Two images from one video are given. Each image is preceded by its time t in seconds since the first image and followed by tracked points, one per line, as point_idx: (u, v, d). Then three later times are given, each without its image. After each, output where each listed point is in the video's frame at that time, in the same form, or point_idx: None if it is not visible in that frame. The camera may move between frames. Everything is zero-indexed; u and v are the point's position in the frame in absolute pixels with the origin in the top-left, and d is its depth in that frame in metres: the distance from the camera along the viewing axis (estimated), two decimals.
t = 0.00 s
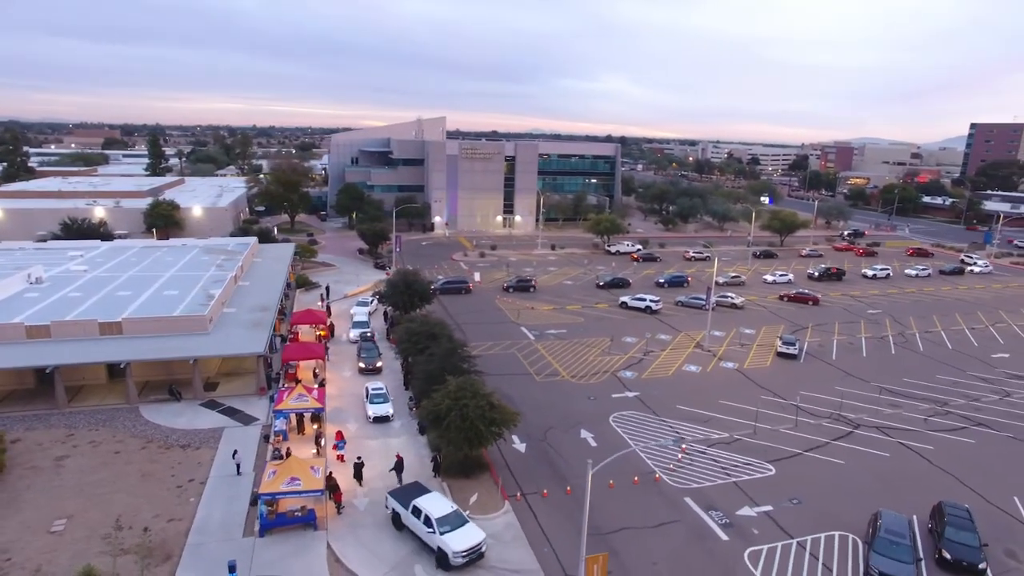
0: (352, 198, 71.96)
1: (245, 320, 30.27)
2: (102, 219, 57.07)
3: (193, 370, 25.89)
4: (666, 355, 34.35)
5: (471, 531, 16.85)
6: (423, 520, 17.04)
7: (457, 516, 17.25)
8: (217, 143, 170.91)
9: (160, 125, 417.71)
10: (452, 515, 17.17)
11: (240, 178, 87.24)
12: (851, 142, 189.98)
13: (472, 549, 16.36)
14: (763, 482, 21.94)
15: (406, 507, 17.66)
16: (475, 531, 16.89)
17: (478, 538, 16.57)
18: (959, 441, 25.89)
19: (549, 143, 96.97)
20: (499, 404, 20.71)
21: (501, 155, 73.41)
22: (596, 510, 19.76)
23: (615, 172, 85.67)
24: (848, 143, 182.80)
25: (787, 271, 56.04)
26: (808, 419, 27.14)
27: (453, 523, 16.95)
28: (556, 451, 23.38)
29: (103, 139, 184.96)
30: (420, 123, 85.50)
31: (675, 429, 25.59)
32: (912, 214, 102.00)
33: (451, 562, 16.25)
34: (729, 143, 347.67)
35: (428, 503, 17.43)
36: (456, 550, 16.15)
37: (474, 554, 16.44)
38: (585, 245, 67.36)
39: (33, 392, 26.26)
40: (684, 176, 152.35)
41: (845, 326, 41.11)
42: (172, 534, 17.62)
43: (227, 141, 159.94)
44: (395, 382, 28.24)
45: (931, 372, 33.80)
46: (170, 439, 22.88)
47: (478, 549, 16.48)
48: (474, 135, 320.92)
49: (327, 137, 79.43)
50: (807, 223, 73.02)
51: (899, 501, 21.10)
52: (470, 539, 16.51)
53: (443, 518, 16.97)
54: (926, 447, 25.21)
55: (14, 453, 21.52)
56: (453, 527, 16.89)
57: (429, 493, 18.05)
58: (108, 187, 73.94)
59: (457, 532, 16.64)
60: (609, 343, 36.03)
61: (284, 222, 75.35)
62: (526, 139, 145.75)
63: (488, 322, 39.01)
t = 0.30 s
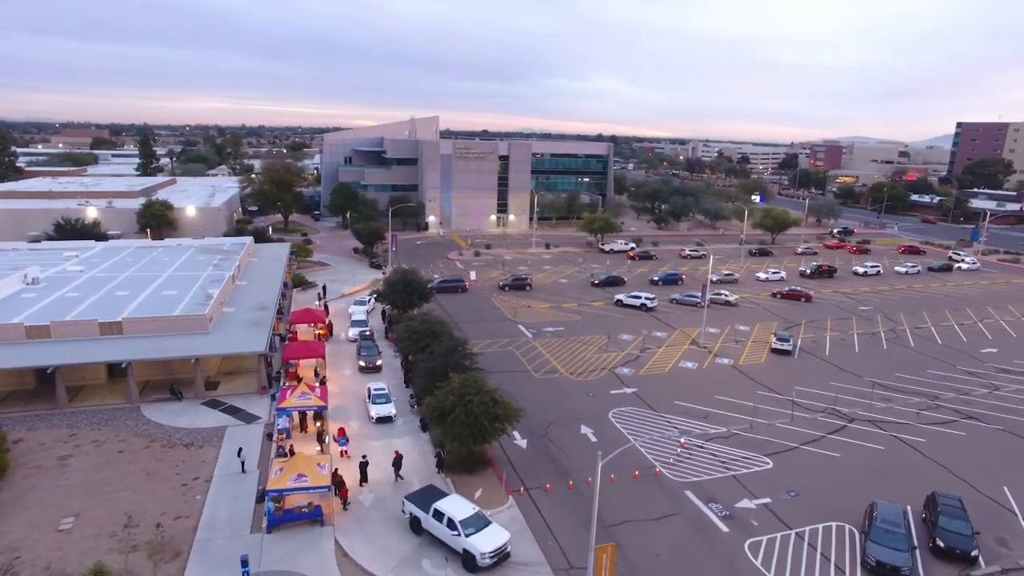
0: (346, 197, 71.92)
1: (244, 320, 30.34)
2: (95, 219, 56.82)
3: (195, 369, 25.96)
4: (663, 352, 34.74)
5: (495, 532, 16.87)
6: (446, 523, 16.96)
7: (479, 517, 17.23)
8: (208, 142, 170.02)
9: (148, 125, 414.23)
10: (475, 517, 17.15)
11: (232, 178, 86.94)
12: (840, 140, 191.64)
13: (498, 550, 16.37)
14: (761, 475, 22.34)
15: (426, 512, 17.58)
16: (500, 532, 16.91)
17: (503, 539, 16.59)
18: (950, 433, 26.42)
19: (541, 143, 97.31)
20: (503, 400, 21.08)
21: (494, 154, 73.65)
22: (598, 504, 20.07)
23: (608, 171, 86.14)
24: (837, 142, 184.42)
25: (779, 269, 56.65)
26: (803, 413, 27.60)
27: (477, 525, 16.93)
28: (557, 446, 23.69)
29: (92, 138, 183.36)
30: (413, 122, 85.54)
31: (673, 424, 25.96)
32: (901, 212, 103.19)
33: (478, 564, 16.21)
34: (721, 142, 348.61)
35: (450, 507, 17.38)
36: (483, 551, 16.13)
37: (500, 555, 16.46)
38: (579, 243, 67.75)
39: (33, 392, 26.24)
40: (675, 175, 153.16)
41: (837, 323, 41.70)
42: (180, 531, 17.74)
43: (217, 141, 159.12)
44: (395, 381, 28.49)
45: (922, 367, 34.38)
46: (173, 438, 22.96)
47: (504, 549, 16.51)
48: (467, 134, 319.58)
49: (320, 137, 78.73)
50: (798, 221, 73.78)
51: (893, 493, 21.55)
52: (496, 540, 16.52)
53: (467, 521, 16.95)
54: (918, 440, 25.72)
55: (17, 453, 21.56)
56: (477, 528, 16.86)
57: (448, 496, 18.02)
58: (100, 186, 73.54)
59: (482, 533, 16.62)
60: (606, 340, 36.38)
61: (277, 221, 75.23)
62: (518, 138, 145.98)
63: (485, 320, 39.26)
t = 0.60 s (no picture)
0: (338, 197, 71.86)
1: (241, 319, 30.37)
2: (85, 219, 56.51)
3: (193, 369, 26.00)
4: (657, 349, 35.13)
5: (517, 532, 16.83)
6: (467, 526, 16.84)
7: (500, 518, 17.14)
8: (197, 142, 168.94)
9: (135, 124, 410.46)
10: (497, 518, 17.07)
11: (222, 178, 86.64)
12: (827, 139, 193.50)
13: (522, 551, 16.34)
14: (756, 468, 22.74)
15: (445, 515, 17.42)
16: (522, 532, 16.88)
17: (526, 540, 16.59)
18: (939, 426, 26.97)
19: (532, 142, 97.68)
20: (503, 397, 21.43)
21: (486, 154, 73.90)
22: (597, 497, 20.39)
23: (599, 170, 86.64)
24: (825, 141, 186.19)
25: (770, 266, 57.29)
26: (796, 408, 28.06)
27: (499, 526, 16.87)
28: (555, 442, 23.99)
29: (78, 138, 181.90)
30: (404, 122, 85.69)
31: (669, 420, 26.32)
32: (888, 210, 104.45)
33: (503, 566, 16.17)
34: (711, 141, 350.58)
35: (469, 509, 17.25)
36: (508, 552, 16.10)
37: (524, 556, 16.44)
38: (572, 242, 68.11)
39: (30, 392, 26.18)
40: (666, 174, 154.14)
41: (827, 319, 42.31)
42: (184, 528, 17.81)
43: (206, 141, 158.27)
44: (393, 379, 28.70)
45: (911, 362, 34.96)
46: (173, 437, 23.00)
47: (527, 550, 16.51)
48: (457, 134, 319.77)
49: (311, 136, 78.88)
50: (788, 219, 74.57)
51: (885, 484, 22.01)
52: (519, 541, 16.49)
53: (489, 522, 16.87)
54: (908, 433, 26.24)
55: (16, 453, 21.54)
56: (499, 530, 16.78)
57: (465, 499, 17.90)
58: (89, 187, 73.06)
59: (505, 535, 16.56)
60: (600, 337, 36.74)
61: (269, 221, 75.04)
62: (509, 137, 146.13)
63: (480, 319, 39.48)
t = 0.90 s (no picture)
0: (329, 196, 71.68)
1: (237, 318, 30.41)
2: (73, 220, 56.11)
3: (190, 367, 26.04)
4: (649, 345, 35.58)
5: (538, 533, 16.91)
6: (488, 528, 16.82)
7: (520, 520, 17.18)
8: (184, 142, 167.69)
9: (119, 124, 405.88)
10: (517, 520, 17.11)
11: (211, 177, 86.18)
12: (813, 138, 195.57)
13: (543, 551, 16.41)
14: (749, 461, 23.19)
15: (464, 518, 17.38)
16: (543, 533, 16.94)
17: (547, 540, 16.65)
18: (925, 419, 27.61)
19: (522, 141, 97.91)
20: (501, 392, 21.79)
21: (477, 153, 74.10)
22: (595, 491, 20.73)
23: (589, 169, 87.11)
24: (811, 140, 188.09)
25: (759, 264, 57.99)
26: (787, 403, 28.57)
27: (520, 527, 16.90)
28: (552, 437, 24.33)
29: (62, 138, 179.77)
30: (394, 122, 85.61)
31: (664, 415, 26.72)
32: (873, 208, 105.87)
33: (526, 567, 16.19)
34: (699, 140, 352.44)
35: (489, 511, 17.25)
36: (531, 553, 16.16)
37: (546, 557, 16.50)
38: (563, 241, 68.51)
39: (25, 392, 26.12)
40: (655, 173, 155.15)
41: (816, 315, 43.00)
42: (186, 525, 17.91)
43: (192, 140, 156.96)
44: (389, 377, 28.92)
45: (898, 357, 35.66)
46: (171, 436, 23.07)
47: (550, 550, 16.59)
48: (446, 133, 318.91)
49: (302, 135, 77.80)
50: (775, 217, 75.41)
51: (874, 475, 22.53)
52: (540, 542, 16.55)
53: (509, 523, 16.89)
54: (896, 425, 26.84)
55: (13, 453, 21.51)
56: (520, 531, 16.84)
57: (483, 501, 17.91)
58: (76, 186, 72.44)
59: (526, 536, 16.62)
60: (593, 334, 37.12)
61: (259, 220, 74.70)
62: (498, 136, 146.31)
63: (474, 317, 39.73)
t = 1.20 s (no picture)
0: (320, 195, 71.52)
1: (233, 317, 30.44)
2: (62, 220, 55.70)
3: (187, 366, 26.07)
4: (641, 342, 36.00)
5: (559, 532, 17.02)
6: (510, 529, 16.80)
7: (540, 520, 17.25)
8: (172, 141, 166.53)
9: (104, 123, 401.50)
10: (539, 519, 17.16)
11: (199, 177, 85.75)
12: (800, 137, 197.43)
13: (567, 551, 16.50)
14: (742, 454, 23.62)
15: (485, 520, 17.32)
16: (564, 533, 17.04)
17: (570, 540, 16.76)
18: (913, 412, 28.21)
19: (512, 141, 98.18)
20: (498, 388, 22.14)
21: (468, 152, 74.25)
22: (593, 484, 21.06)
23: (579, 168, 87.53)
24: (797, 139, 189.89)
25: (748, 262, 58.64)
26: (777, 397, 29.08)
27: (541, 527, 16.97)
28: (548, 432, 24.65)
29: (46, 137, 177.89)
30: (384, 121, 85.57)
31: (658, 410, 27.10)
32: (859, 206, 107.24)
33: (550, 566, 16.30)
34: (687, 139, 354.37)
35: (510, 512, 17.23)
36: (555, 553, 16.27)
37: (569, 556, 16.61)
38: (554, 239, 68.88)
39: (20, 393, 26.05)
40: (644, 172, 156.08)
41: (805, 312, 43.63)
42: (188, 522, 18.01)
43: (180, 139, 155.84)
44: (385, 374, 29.12)
45: (885, 352, 36.33)
46: (170, 434, 23.12)
47: (573, 549, 16.71)
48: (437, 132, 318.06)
49: (292, 135, 77.23)
50: (764, 215, 76.22)
51: (863, 467, 23.04)
52: (563, 542, 16.64)
53: (531, 524, 16.94)
54: (884, 418, 27.41)
55: (11, 452, 21.49)
56: (542, 531, 16.91)
57: (501, 502, 17.89)
58: (63, 186, 71.86)
59: (550, 536, 16.69)
60: (587, 332, 37.49)
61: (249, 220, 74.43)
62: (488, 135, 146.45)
63: (468, 315, 39.98)
